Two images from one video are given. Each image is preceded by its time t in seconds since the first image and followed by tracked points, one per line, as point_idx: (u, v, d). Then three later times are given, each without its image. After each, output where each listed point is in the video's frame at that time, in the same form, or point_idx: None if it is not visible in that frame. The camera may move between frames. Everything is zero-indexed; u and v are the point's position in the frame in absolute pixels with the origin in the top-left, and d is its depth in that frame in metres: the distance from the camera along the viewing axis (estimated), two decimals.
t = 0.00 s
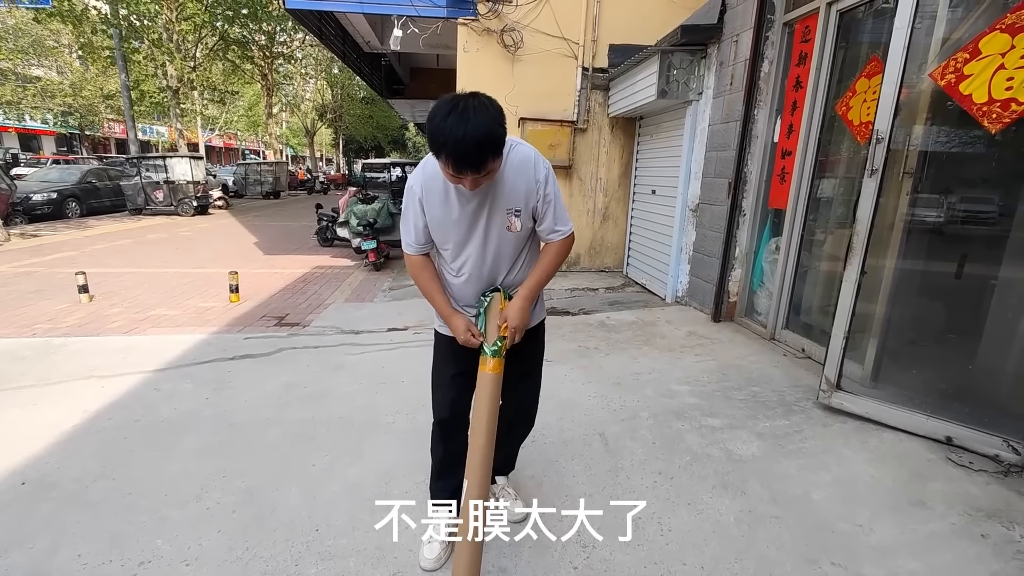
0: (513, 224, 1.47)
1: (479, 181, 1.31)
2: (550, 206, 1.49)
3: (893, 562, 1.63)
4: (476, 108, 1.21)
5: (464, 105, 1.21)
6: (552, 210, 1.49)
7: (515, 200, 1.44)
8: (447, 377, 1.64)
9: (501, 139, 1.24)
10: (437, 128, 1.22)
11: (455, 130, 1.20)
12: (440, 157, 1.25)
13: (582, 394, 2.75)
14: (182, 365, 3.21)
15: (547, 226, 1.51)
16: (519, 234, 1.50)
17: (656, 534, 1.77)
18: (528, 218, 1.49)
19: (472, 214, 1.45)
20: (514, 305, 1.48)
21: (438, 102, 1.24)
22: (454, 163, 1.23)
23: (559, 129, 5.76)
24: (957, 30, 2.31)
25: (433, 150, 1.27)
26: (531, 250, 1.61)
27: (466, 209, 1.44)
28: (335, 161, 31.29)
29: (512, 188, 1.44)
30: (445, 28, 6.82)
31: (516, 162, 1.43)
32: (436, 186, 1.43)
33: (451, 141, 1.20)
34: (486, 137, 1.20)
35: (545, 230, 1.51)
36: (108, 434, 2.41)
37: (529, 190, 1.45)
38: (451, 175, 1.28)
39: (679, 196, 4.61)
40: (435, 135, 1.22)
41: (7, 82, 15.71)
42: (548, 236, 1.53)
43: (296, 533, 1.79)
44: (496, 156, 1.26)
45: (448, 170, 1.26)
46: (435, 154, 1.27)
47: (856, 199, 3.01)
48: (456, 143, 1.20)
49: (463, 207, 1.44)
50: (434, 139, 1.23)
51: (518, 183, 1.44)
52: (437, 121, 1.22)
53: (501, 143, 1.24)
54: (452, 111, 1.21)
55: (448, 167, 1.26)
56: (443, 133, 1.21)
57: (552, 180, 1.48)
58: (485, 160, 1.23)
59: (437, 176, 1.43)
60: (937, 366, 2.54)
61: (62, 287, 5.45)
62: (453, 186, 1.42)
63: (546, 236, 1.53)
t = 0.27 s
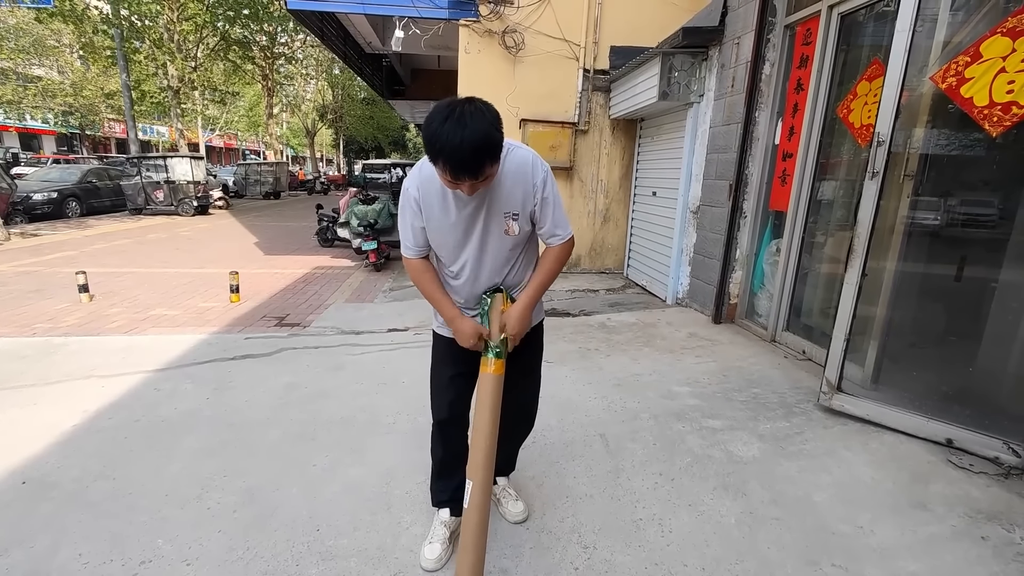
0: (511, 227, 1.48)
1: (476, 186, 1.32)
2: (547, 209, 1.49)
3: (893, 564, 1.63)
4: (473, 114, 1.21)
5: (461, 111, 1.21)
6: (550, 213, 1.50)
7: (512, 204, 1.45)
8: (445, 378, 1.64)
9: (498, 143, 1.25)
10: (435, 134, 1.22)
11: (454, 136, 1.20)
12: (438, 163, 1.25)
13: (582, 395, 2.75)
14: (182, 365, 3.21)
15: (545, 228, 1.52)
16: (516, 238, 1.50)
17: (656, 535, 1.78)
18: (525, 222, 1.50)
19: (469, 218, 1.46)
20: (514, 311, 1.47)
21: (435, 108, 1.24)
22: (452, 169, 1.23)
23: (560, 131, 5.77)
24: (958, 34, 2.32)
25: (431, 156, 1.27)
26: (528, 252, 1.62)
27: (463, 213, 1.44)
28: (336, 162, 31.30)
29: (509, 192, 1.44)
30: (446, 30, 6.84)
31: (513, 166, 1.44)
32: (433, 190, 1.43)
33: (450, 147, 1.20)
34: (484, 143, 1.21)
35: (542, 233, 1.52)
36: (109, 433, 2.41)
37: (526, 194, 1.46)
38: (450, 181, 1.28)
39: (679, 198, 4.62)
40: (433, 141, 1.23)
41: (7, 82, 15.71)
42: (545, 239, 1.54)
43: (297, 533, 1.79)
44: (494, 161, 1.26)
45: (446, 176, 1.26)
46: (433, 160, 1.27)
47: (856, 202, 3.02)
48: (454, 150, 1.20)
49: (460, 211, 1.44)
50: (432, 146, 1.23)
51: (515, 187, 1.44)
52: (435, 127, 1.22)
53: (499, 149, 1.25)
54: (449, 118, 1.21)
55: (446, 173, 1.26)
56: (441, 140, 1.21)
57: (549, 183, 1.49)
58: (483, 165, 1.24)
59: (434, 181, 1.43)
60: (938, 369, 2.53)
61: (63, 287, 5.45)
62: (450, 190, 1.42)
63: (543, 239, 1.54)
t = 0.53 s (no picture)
0: (507, 228, 1.49)
1: (475, 188, 1.32)
2: (543, 210, 1.50)
3: (891, 565, 1.63)
4: (473, 117, 1.22)
5: (461, 113, 1.22)
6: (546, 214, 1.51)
7: (508, 204, 1.46)
8: (442, 378, 1.64)
9: (497, 145, 1.25)
10: (434, 136, 1.23)
11: (453, 139, 1.20)
12: (437, 164, 1.26)
13: (582, 396, 2.76)
14: (182, 365, 3.21)
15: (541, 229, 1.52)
16: (511, 238, 1.51)
17: (655, 535, 1.78)
18: (521, 222, 1.50)
19: (465, 218, 1.46)
20: (507, 310, 1.47)
21: (434, 110, 1.24)
22: (451, 171, 1.24)
23: (559, 131, 5.77)
24: (956, 36, 2.32)
25: (430, 157, 1.27)
26: (523, 252, 1.63)
27: (459, 214, 1.45)
28: (336, 163, 31.33)
29: (506, 193, 1.45)
30: (447, 30, 6.84)
31: (510, 167, 1.44)
32: (429, 190, 1.44)
33: (449, 150, 1.21)
34: (483, 146, 1.21)
35: (538, 233, 1.52)
36: (108, 433, 2.42)
37: (522, 194, 1.46)
38: (448, 182, 1.29)
39: (679, 199, 4.63)
40: (433, 143, 1.23)
41: (7, 82, 15.70)
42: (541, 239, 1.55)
43: (297, 532, 1.80)
44: (493, 164, 1.27)
45: (445, 178, 1.27)
46: (432, 162, 1.28)
47: (855, 203, 3.03)
48: (454, 152, 1.21)
49: (457, 212, 1.45)
50: (431, 147, 1.24)
51: (511, 187, 1.45)
52: (434, 129, 1.23)
53: (498, 150, 1.26)
54: (449, 120, 1.22)
55: (445, 175, 1.26)
56: (440, 142, 1.22)
57: (545, 184, 1.50)
58: (482, 167, 1.24)
59: (431, 181, 1.43)
60: (936, 370, 2.54)
61: (63, 286, 5.45)
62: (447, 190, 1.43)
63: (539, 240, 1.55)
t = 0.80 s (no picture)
0: (504, 230, 1.49)
1: (475, 194, 1.33)
2: (539, 212, 1.51)
3: (889, 565, 1.63)
4: (475, 124, 1.22)
5: (462, 120, 1.22)
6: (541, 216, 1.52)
7: (505, 207, 1.46)
8: (437, 379, 1.65)
9: (499, 152, 1.26)
10: (436, 143, 1.22)
11: (455, 146, 1.20)
12: (438, 171, 1.26)
13: (580, 396, 2.76)
14: (181, 365, 3.21)
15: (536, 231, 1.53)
16: (508, 240, 1.52)
17: (653, 536, 1.78)
18: (518, 225, 1.51)
19: (463, 221, 1.46)
20: (505, 311, 1.48)
21: (435, 117, 1.24)
22: (453, 178, 1.24)
23: (559, 132, 5.78)
24: (955, 37, 2.33)
25: (431, 164, 1.27)
26: (518, 253, 1.63)
27: (457, 217, 1.45)
28: (336, 163, 31.35)
29: (503, 196, 1.45)
30: (446, 31, 6.84)
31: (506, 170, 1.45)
32: (426, 193, 1.44)
33: (452, 157, 1.21)
34: (484, 152, 1.21)
35: (534, 235, 1.53)
36: (107, 433, 2.42)
37: (518, 197, 1.47)
38: (449, 189, 1.29)
39: (678, 200, 4.63)
40: (435, 151, 1.23)
41: (7, 82, 15.69)
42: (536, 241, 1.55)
43: (295, 532, 1.80)
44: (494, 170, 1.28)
45: (446, 185, 1.27)
46: (433, 169, 1.28)
47: (853, 204, 3.03)
48: (456, 160, 1.21)
49: (456, 216, 1.45)
50: (433, 154, 1.24)
51: (508, 190, 1.45)
52: (435, 136, 1.22)
53: (500, 157, 1.26)
54: (450, 127, 1.22)
55: (446, 181, 1.26)
56: (442, 149, 1.22)
57: (541, 187, 1.50)
58: (485, 174, 1.25)
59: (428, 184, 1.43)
60: (934, 371, 2.53)
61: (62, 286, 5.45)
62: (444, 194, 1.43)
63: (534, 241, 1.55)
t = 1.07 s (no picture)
0: (504, 233, 1.50)
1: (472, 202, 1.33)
2: (538, 215, 1.51)
3: (889, 566, 1.63)
4: (472, 133, 1.22)
5: (458, 129, 1.22)
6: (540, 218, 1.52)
7: (504, 210, 1.46)
8: (437, 379, 1.65)
9: (496, 159, 1.26)
10: (432, 152, 1.22)
11: (451, 155, 1.20)
12: (435, 179, 1.26)
13: (580, 396, 2.76)
14: (181, 365, 3.21)
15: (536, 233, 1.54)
16: (508, 243, 1.52)
17: (653, 536, 1.78)
18: (517, 227, 1.51)
19: (462, 225, 1.46)
20: (519, 309, 1.51)
21: (431, 125, 1.24)
22: (449, 187, 1.24)
23: (560, 132, 5.79)
24: (956, 38, 2.33)
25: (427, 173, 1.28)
26: (518, 254, 1.64)
27: (457, 222, 1.45)
28: (336, 163, 31.37)
29: (502, 199, 1.45)
30: (447, 31, 6.84)
31: (505, 173, 1.44)
32: (424, 197, 1.44)
33: (449, 166, 1.21)
34: (480, 161, 1.22)
35: (534, 237, 1.54)
36: (108, 432, 2.42)
37: (517, 200, 1.47)
38: (446, 197, 1.29)
39: (679, 200, 4.63)
40: (432, 160, 1.23)
41: (8, 81, 15.70)
42: (536, 242, 1.56)
43: (295, 532, 1.80)
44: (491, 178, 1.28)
45: (443, 193, 1.27)
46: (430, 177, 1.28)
47: (854, 205, 3.03)
48: (453, 170, 1.21)
49: (455, 220, 1.45)
50: (429, 163, 1.24)
51: (507, 192, 1.45)
52: (431, 145, 1.22)
53: (496, 164, 1.26)
54: (447, 136, 1.22)
55: (443, 189, 1.27)
56: (438, 158, 1.22)
57: (540, 189, 1.51)
58: (481, 182, 1.25)
59: (425, 187, 1.43)
60: (935, 371, 2.53)
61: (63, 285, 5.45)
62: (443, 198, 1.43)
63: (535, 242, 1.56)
